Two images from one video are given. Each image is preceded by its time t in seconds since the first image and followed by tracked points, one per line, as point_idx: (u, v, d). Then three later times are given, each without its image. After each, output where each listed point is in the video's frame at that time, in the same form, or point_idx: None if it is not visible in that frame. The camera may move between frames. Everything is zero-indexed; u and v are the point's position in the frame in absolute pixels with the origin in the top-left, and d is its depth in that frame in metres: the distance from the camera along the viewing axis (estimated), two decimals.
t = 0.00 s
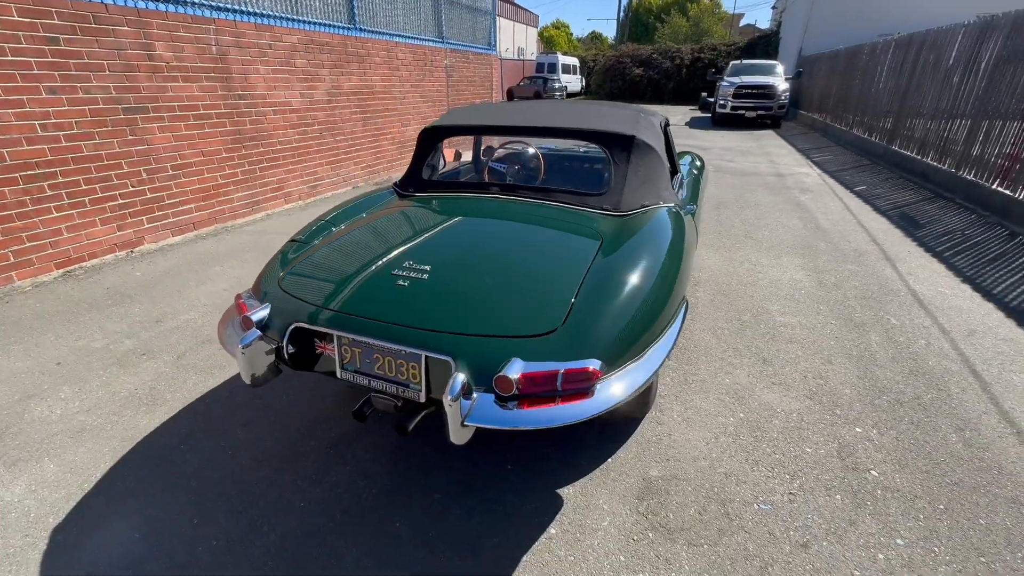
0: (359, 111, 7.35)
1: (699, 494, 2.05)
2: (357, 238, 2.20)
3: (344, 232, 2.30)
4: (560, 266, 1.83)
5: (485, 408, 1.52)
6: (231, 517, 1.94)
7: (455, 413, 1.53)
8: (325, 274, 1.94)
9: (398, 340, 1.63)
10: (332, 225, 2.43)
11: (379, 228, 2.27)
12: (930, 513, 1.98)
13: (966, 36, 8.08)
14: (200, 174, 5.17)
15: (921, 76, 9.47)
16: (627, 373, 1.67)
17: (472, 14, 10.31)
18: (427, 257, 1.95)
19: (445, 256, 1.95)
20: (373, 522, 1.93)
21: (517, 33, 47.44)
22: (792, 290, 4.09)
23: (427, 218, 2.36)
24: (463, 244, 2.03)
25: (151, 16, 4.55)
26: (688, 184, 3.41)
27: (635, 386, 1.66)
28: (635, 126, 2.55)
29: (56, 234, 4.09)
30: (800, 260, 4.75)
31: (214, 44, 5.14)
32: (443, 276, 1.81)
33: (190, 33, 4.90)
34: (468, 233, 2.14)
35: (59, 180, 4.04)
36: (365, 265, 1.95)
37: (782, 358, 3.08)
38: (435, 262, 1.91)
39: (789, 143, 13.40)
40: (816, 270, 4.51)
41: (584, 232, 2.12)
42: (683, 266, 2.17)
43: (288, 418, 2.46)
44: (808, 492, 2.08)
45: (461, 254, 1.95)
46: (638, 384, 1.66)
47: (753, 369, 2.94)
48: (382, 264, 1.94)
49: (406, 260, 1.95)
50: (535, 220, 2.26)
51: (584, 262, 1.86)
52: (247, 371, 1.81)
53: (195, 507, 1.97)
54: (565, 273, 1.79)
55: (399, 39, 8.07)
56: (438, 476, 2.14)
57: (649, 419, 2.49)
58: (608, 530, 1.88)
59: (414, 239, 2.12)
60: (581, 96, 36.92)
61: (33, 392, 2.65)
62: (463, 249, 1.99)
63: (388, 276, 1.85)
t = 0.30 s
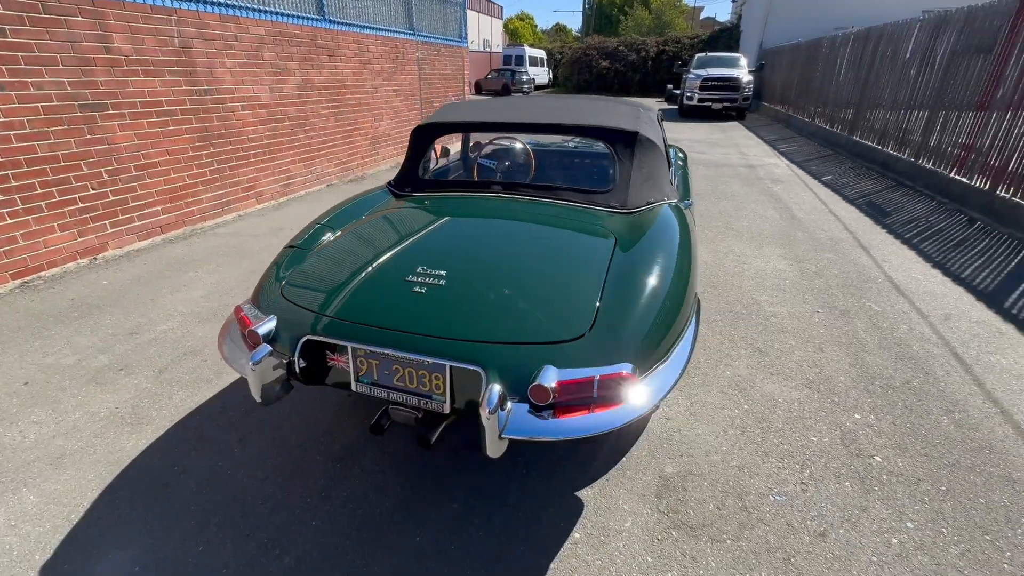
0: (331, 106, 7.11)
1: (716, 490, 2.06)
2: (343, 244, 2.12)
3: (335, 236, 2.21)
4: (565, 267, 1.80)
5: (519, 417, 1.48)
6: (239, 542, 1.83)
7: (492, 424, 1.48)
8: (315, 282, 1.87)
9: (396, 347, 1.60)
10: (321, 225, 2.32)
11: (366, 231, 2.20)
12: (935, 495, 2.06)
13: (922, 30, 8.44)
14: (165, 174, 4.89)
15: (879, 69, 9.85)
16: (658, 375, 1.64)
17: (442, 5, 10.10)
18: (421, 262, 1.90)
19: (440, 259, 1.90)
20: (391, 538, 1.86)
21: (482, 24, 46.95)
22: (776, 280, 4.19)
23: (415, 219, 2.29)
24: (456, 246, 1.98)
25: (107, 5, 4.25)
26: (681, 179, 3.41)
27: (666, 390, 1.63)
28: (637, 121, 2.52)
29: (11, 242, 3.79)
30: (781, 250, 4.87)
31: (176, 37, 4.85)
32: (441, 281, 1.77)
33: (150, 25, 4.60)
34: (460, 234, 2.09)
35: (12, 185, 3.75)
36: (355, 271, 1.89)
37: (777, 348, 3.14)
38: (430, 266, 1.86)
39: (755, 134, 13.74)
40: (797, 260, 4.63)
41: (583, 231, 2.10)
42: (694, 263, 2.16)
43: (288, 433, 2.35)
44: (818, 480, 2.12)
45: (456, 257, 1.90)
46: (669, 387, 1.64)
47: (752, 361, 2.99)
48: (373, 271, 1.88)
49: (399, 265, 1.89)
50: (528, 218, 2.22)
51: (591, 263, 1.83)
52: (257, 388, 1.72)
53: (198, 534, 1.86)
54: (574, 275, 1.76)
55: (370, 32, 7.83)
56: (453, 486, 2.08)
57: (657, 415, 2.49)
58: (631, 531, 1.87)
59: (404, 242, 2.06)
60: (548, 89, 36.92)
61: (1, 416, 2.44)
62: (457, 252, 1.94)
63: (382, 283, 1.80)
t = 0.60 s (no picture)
0: (300, 100, 6.87)
1: (727, 477, 2.10)
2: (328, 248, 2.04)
3: (335, 237, 2.13)
4: (565, 262, 1.80)
5: (553, 418, 1.48)
6: (251, 560, 1.75)
7: (529, 427, 1.47)
8: (310, 288, 1.81)
9: (398, 348, 1.59)
10: (319, 226, 2.23)
11: (350, 234, 2.13)
12: (929, 471, 2.16)
13: (878, 24, 8.79)
14: (128, 174, 4.61)
15: (838, 62, 10.23)
16: (683, 369, 1.65)
17: None
18: (413, 262, 1.86)
19: (432, 259, 1.86)
20: (410, 545, 1.82)
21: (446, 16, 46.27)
22: (759, 268, 4.30)
23: (400, 219, 2.24)
24: (447, 245, 1.94)
25: None
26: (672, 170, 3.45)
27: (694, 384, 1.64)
28: (637, 116, 2.52)
29: None
30: (760, 239, 5.01)
31: (134, 27, 4.57)
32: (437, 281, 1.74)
33: (105, 14, 4.31)
34: (450, 232, 2.05)
35: None
36: (345, 276, 1.84)
37: (768, 335, 3.22)
38: (423, 266, 1.83)
39: (721, 126, 14.07)
40: (776, 249, 4.77)
41: (577, 224, 2.10)
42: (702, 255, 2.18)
43: (290, 443, 2.26)
44: (821, 462, 2.19)
45: (449, 256, 1.87)
46: (695, 381, 1.65)
47: (745, 349, 3.06)
48: (364, 274, 1.83)
49: (403, 266, 1.84)
50: (519, 214, 2.21)
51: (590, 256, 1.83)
52: (271, 399, 1.66)
53: (205, 554, 1.76)
54: (588, 273, 1.75)
55: (338, 23, 7.59)
56: (468, 488, 2.05)
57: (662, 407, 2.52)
58: (651, 523, 1.89)
59: (391, 243, 2.01)
60: (515, 82, 36.75)
61: None
62: (449, 250, 1.91)
63: (375, 285, 1.76)
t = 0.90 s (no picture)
0: (272, 96, 6.63)
1: (742, 463, 2.17)
2: (336, 254, 2.00)
3: (349, 239, 2.09)
4: (590, 262, 1.82)
5: (604, 414, 1.53)
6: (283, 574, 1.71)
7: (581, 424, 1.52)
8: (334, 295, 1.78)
9: (435, 354, 1.60)
10: (331, 229, 2.18)
11: (339, 239, 2.09)
12: (925, 447, 2.29)
13: (838, 20, 9.14)
14: (95, 176, 4.35)
15: (801, 57, 10.60)
16: (712, 362, 1.72)
17: None
18: (413, 265, 1.86)
19: (431, 261, 1.87)
20: (444, 548, 1.81)
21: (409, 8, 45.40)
22: (744, 259, 4.43)
23: (391, 220, 2.22)
24: (442, 247, 1.95)
25: None
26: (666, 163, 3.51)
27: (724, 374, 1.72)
28: (642, 113, 2.55)
29: None
30: (741, 231, 5.16)
31: (96, 20, 4.31)
32: (440, 284, 1.76)
33: (64, 6, 4.05)
34: (444, 233, 2.05)
35: None
36: (353, 282, 1.82)
37: (761, 324, 3.34)
38: (431, 268, 1.83)
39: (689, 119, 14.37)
40: (758, 239, 4.92)
41: (578, 220, 2.14)
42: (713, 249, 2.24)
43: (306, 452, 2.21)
44: (826, 443, 2.30)
45: (448, 258, 1.88)
46: (724, 375, 1.72)
47: (743, 338, 3.16)
48: (364, 281, 1.82)
49: (427, 270, 1.83)
50: (518, 210, 2.23)
51: (592, 252, 1.87)
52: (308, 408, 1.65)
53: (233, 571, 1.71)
54: (616, 272, 1.78)
55: (308, 16, 7.37)
56: (494, 487, 2.06)
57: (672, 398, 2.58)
58: (677, 512, 1.94)
59: (385, 248, 1.99)
60: (481, 76, 36.46)
61: None
62: (446, 252, 1.92)
63: (378, 292, 1.76)
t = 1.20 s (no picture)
0: (241, 92, 6.37)
1: (753, 448, 2.24)
2: (348, 255, 1.94)
3: (360, 240, 2.03)
4: (611, 258, 1.83)
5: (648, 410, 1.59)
6: None
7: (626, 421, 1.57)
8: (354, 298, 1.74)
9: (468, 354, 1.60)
10: (339, 229, 2.12)
11: (335, 241, 2.03)
12: (917, 424, 2.42)
13: (800, 17, 9.47)
14: (56, 177, 4.09)
15: (765, 52, 10.93)
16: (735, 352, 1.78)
17: None
18: (431, 265, 1.83)
19: (444, 260, 1.84)
20: (474, 549, 1.79)
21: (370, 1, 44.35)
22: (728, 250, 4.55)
23: (382, 220, 2.18)
24: (440, 245, 1.93)
25: None
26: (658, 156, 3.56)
27: (748, 364, 1.78)
28: (643, 108, 2.57)
29: None
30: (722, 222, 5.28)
31: (52, 11, 4.04)
32: (449, 284, 1.74)
33: None
34: (446, 231, 2.02)
35: None
36: (373, 283, 1.78)
37: (753, 313, 3.43)
38: (451, 268, 1.80)
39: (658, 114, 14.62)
40: (738, 230, 5.06)
41: (592, 215, 2.16)
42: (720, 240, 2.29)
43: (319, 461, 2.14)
44: (828, 426, 2.39)
45: (461, 257, 1.86)
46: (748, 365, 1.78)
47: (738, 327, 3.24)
48: (370, 284, 1.78)
49: (447, 270, 1.79)
50: (527, 206, 2.22)
51: (606, 247, 1.89)
52: (343, 415, 1.62)
53: None
54: (638, 268, 1.79)
55: (275, 9, 7.10)
56: (516, 485, 2.05)
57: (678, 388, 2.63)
58: (698, 500, 1.98)
59: (380, 248, 1.96)
60: (447, 71, 36.01)
61: None
62: (444, 251, 1.90)
63: (402, 291, 1.73)
